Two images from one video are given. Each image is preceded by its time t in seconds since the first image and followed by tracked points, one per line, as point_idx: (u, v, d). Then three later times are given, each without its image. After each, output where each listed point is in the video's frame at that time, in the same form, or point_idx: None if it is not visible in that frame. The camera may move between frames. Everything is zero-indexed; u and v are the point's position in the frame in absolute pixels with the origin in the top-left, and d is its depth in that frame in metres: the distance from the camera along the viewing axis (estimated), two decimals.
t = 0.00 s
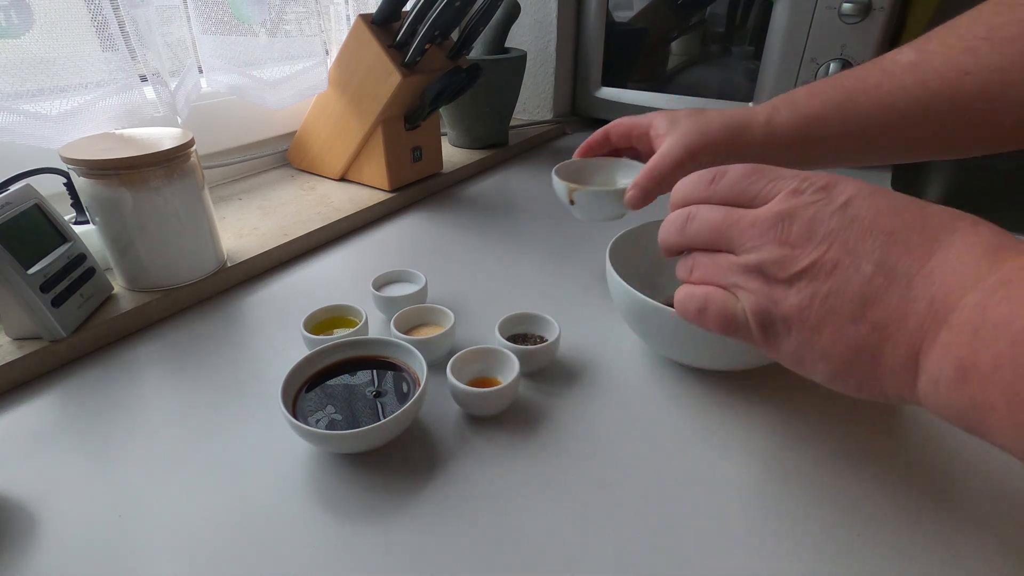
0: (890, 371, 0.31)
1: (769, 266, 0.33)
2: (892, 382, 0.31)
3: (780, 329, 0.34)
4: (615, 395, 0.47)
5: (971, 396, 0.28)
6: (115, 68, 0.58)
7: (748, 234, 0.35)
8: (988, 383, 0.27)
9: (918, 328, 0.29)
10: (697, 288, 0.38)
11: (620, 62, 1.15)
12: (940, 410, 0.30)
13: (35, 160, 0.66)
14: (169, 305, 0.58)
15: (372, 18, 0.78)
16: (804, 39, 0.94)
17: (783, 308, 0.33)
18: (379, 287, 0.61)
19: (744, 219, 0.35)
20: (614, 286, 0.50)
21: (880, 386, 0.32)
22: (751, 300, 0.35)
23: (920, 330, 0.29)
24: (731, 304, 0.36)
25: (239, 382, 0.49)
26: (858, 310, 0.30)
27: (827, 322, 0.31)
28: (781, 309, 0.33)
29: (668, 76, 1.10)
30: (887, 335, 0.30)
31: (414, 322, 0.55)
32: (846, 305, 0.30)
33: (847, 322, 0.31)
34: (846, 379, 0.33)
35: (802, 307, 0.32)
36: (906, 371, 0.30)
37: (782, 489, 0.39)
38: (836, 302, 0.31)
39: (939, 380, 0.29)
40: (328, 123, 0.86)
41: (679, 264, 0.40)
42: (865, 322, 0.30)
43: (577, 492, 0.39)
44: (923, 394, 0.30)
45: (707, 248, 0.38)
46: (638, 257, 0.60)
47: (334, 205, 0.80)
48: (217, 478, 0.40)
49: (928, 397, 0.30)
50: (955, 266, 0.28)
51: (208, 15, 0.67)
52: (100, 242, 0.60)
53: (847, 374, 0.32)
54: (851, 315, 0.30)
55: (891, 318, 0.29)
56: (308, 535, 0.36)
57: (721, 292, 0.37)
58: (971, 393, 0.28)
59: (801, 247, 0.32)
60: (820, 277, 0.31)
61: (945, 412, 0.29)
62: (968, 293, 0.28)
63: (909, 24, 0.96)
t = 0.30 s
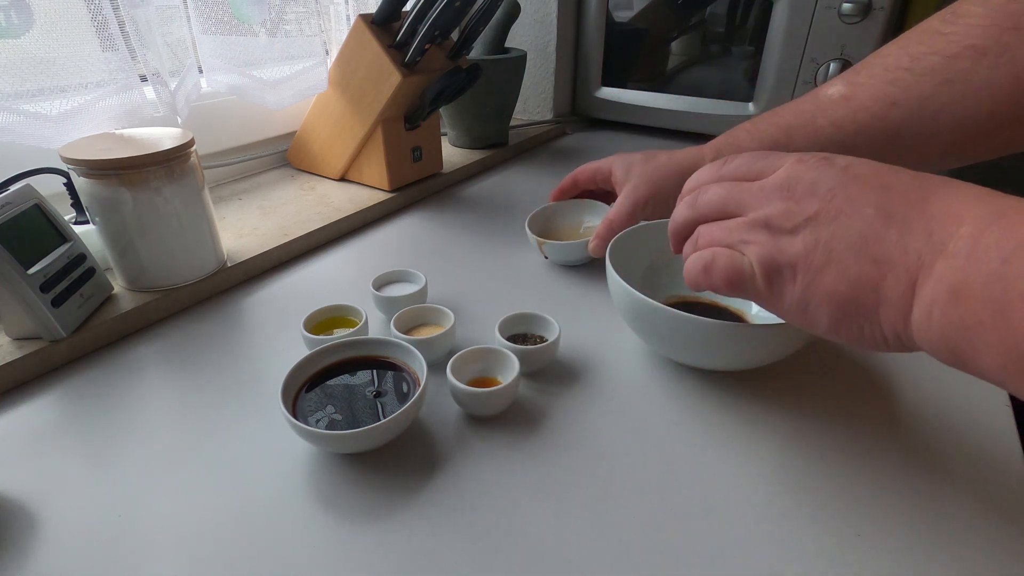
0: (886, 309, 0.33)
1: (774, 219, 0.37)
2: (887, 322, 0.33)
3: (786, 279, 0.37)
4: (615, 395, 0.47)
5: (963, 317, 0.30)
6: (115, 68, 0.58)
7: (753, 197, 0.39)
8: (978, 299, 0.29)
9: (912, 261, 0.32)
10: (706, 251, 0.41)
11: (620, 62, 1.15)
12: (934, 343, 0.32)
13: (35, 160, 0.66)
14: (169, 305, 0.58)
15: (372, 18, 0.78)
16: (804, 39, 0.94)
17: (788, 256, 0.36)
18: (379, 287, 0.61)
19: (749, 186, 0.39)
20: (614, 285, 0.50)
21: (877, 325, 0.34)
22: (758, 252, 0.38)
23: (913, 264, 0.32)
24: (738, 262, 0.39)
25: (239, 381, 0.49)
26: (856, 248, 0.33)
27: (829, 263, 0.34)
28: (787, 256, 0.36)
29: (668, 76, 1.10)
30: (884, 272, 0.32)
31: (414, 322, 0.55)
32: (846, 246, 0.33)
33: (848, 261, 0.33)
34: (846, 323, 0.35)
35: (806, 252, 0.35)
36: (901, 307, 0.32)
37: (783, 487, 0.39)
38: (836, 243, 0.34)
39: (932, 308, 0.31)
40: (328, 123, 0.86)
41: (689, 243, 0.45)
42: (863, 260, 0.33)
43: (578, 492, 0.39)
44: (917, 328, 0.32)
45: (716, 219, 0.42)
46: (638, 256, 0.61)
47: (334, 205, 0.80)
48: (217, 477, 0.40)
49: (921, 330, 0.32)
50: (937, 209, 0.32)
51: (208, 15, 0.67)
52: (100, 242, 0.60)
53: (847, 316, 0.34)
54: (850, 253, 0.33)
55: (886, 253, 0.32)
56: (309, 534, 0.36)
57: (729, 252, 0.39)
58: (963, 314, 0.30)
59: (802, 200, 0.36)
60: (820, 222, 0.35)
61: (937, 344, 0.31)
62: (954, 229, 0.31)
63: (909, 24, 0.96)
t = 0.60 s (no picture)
0: (850, 278, 0.30)
1: (756, 187, 0.34)
2: (850, 292, 0.30)
3: (756, 248, 0.34)
4: (615, 395, 0.47)
5: (920, 282, 0.27)
6: (115, 68, 0.58)
7: (742, 164, 0.35)
8: (935, 264, 0.26)
9: (880, 229, 0.29)
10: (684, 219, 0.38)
11: (620, 62, 1.15)
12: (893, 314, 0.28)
13: (35, 160, 0.66)
14: (169, 305, 0.58)
15: (372, 18, 0.78)
16: (804, 39, 0.94)
17: (761, 224, 0.33)
18: (380, 287, 0.61)
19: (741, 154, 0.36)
20: (614, 285, 0.50)
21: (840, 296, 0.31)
22: (731, 215, 0.35)
23: (881, 232, 0.29)
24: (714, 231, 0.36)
25: (239, 381, 0.49)
26: (827, 217, 0.30)
27: (798, 231, 0.31)
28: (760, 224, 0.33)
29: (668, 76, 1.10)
30: (851, 239, 0.30)
31: (414, 322, 0.55)
32: (818, 214, 0.31)
33: (817, 229, 0.31)
34: (809, 292, 0.32)
35: (777, 216, 0.32)
36: (864, 276, 0.29)
37: (783, 487, 0.39)
38: (808, 211, 0.31)
39: (892, 274, 0.28)
40: (328, 123, 0.86)
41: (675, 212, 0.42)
42: (832, 229, 0.30)
43: (579, 492, 0.39)
44: (876, 299, 0.29)
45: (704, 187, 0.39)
46: (638, 257, 0.61)
47: (334, 205, 0.80)
48: (218, 477, 0.40)
49: (881, 300, 0.29)
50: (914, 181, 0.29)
51: (208, 15, 0.67)
52: (100, 242, 0.60)
53: (811, 285, 0.32)
54: (820, 222, 0.30)
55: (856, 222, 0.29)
56: (309, 534, 0.36)
57: (705, 218, 0.36)
58: (919, 279, 0.27)
59: (787, 169, 0.33)
60: (798, 190, 0.32)
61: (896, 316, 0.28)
62: (921, 199, 0.28)
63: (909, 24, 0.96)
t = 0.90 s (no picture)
0: (795, 276, 0.30)
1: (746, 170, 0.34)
2: (790, 290, 0.31)
3: (722, 230, 0.34)
4: (615, 395, 0.47)
5: (859, 290, 0.27)
6: (115, 68, 0.58)
7: (749, 141, 0.35)
8: (878, 274, 0.26)
9: (836, 237, 0.29)
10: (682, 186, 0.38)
11: (620, 62, 1.15)
12: (829, 317, 0.29)
13: (34, 160, 0.66)
14: (169, 305, 0.58)
15: (372, 18, 0.78)
16: (804, 39, 0.94)
17: (735, 207, 0.33)
18: (379, 287, 0.61)
19: (757, 130, 0.35)
20: (614, 285, 0.50)
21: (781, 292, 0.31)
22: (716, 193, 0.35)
23: (837, 239, 0.29)
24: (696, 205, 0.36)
25: (239, 382, 0.49)
26: (793, 216, 0.30)
27: (762, 224, 0.32)
28: (735, 206, 0.33)
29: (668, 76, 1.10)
30: (806, 240, 0.30)
31: (414, 322, 0.55)
32: (784, 212, 0.31)
33: (779, 227, 0.31)
34: (754, 280, 0.32)
35: (753, 204, 0.32)
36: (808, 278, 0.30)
37: (782, 487, 0.39)
38: (780, 205, 0.31)
39: (834, 280, 0.28)
40: (328, 123, 0.86)
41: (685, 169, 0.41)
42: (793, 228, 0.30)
43: (579, 492, 0.39)
44: (815, 297, 0.29)
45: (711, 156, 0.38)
46: (638, 257, 0.61)
47: (334, 205, 0.80)
48: (217, 477, 0.40)
49: (819, 301, 0.29)
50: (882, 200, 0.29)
51: (208, 15, 0.67)
52: (100, 242, 0.60)
53: (758, 277, 0.32)
54: (785, 219, 0.31)
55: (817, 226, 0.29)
56: (309, 534, 0.36)
57: (694, 191, 0.37)
58: (858, 286, 0.27)
59: (783, 156, 0.32)
60: (780, 182, 0.32)
61: (832, 320, 0.29)
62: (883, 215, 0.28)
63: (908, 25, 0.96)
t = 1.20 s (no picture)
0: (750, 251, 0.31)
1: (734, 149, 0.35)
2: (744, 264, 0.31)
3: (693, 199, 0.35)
4: (616, 395, 0.47)
5: (809, 264, 0.27)
6: (115, 68, 0.58)
7: (745, 124, 0.36)
8: (828, 249, 0.27)
9: (797, 220, 0.29)
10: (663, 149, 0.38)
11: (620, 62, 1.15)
12: (778, 291, 0.29)
13: (35, 160, 0.66)
14: (169, 305, 0.58)
15: (372, 18, 0.78)
16: (804, 38, 0.94)
17: (713, 178, 0.34)
18: (379, 287, 0.61)
19: (756, 115, 0.36)
20: (614, 285, 0.50)
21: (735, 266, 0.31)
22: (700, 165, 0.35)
23: (796, 220, 0.29)
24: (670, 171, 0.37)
25: (239, 381, 0.49)
26: (765, 196, 0.31)
27: (734, 198, 0.32)
28: (713, 177, 0.34)
29: (668, 76, 1.10)
30: (769, 217, 0.30)
31: (414, 322, 0.55)
32: (758, 190, 0.32)
33: (750, 204, 0.31)
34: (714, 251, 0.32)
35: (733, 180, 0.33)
36: (762, 257, 0.30)
37: (783, 488, 0.39)
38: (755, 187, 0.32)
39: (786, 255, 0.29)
40: (328, 123, 0.86)
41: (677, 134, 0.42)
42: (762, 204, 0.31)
43: (579, 492, 0.39)
44: (767, 275, 0.30)
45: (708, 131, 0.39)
46: (638, 256, 0.60)
47: (334, 205, 0.80)
48: (218, 477, 0.40)
49: (770, 275, 0.29)
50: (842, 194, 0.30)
51: (208, 15, 0.67)
52: (100, 242, 0.60)
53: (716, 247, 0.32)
54: (757, 196, 0.32)
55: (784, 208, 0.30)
56: (309, 534, 0.36)
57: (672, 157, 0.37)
58: (808, 261, 0.27)
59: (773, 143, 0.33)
60: (764, 164, 0.33)
61: (780, 295, 0.29)
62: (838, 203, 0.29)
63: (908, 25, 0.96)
